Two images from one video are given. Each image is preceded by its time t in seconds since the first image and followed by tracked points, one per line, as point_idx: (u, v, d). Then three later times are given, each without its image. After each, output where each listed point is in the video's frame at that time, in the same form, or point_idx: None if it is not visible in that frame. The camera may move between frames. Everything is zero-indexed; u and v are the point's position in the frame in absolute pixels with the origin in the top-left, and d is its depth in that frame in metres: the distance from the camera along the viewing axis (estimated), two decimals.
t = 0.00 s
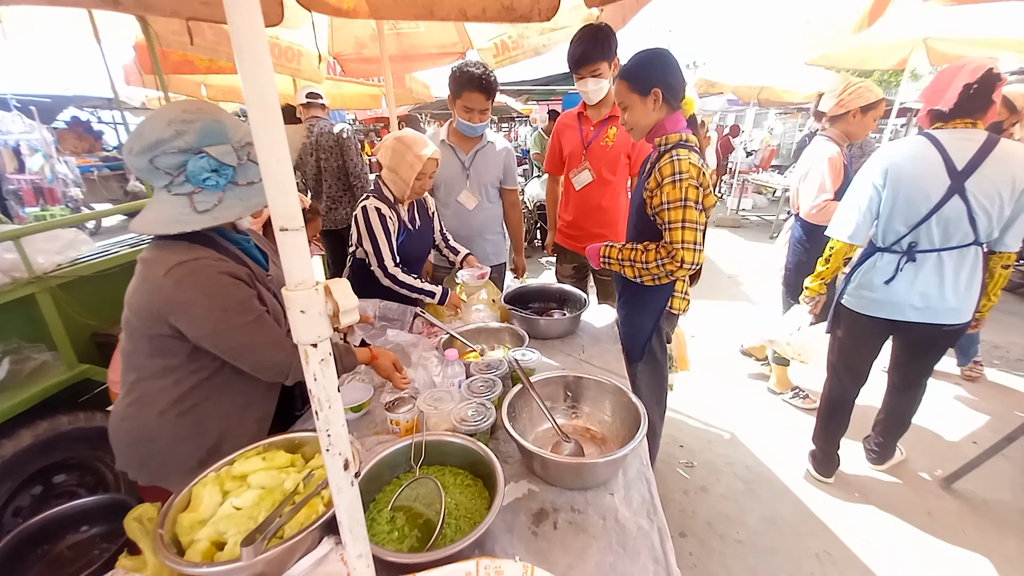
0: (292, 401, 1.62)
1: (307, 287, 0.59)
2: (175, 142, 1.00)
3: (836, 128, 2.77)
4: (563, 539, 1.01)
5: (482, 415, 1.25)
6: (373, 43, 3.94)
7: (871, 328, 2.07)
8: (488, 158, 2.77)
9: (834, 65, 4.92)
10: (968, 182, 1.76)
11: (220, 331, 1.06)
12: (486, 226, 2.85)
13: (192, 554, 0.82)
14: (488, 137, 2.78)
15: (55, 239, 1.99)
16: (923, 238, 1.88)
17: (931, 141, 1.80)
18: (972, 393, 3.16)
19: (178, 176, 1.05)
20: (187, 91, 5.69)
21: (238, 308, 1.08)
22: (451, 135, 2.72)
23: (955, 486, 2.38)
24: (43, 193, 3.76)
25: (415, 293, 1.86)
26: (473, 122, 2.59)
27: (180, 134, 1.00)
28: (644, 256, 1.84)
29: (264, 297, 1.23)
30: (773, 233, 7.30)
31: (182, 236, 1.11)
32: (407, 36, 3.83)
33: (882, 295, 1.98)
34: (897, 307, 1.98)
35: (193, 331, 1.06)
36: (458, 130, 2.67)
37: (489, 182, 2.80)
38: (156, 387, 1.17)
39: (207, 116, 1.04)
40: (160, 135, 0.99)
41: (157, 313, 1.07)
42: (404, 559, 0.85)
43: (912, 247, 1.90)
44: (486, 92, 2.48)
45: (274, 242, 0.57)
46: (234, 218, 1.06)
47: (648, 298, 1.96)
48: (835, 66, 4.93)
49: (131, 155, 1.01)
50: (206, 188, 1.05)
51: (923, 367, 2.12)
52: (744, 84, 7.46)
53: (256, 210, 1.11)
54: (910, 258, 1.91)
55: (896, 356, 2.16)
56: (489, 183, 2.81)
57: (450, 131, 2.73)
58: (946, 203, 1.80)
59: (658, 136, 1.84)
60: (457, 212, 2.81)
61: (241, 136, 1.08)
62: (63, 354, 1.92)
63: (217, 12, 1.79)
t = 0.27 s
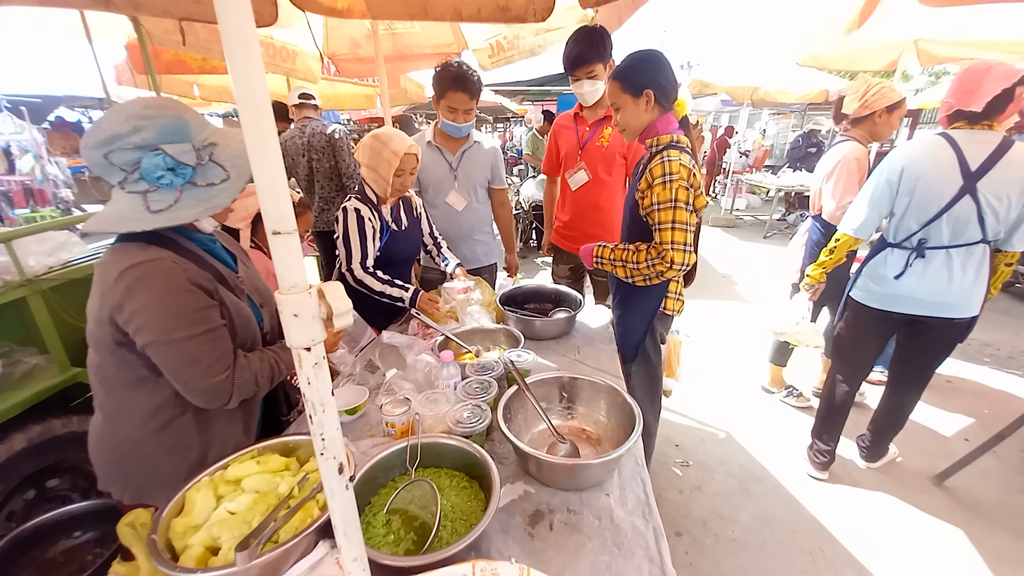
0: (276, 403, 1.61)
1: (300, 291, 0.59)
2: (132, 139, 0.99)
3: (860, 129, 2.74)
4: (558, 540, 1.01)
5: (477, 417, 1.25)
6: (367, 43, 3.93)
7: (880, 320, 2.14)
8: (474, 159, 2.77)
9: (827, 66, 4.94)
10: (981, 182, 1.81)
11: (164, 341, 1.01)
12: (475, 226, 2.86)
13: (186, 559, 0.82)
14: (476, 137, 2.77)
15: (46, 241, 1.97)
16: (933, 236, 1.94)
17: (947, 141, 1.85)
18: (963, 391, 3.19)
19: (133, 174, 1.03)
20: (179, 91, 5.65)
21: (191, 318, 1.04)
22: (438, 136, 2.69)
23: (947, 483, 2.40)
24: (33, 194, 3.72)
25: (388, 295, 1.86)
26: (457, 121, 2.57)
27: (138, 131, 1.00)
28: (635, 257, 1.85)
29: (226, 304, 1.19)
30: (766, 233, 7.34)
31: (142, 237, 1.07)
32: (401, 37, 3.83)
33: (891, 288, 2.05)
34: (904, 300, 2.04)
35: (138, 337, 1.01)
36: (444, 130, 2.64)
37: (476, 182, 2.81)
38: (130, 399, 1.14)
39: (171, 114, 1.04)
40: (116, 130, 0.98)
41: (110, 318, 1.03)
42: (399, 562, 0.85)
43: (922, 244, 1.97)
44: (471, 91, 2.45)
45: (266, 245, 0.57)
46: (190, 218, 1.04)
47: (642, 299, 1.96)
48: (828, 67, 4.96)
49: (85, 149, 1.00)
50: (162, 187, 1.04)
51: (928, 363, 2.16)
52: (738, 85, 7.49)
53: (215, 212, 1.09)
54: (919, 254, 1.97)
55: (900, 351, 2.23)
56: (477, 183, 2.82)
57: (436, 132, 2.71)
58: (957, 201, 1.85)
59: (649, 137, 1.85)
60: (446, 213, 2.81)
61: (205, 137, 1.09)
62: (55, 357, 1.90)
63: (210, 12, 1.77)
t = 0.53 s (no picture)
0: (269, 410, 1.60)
1: (298, 295, 0.59)
2: (115, 140, 0.96)
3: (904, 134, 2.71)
4: (559, 541, 1.01)
5: (478, 419, 1.25)
6: (366, 47, 3.94)
7: (893, 317, 2.20)
8: (460, 161, 2.77)
9: (825, 67, 4.95)
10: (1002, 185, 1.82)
11: (101, 353, 0.98)
12: (464, 228, 2.86)
13: (187, 562, 0.82)
14: (459, 138, 2.77)
15: (46, 245, 1.97)
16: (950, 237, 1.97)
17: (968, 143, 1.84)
18: (964, 392, 3.18)
19: (107, 172, 0.99)
20: (180, 95, 5.67)
21: (133, 335, 1.00)
22: (421, 138, 2.70)
23: (949, 484, 2.39)
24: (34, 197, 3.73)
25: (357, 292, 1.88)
26: (435, 117, 2.56)
27: (124, 133, 0.96)
28: (638, 259, 1.85)
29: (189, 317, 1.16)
30: (767, 234, 7.34)
31: (114, 243, 1.06)
32: (401, 40, 3.85)
33: (908, 287, 2.09)
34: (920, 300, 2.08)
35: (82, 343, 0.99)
36: (425, 129, 2.63)
37: (464, 183, 2.80)
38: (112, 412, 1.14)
39: (163, 122, 1.00)
40: (100, 129, 0.94)
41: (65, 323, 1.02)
42: (400, 564, 0.85)
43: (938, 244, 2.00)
44: (446, 84, 2.49)
45: (265, 250, 0.57)
46: (151, 230, 0.99)
47: (644, 300, 1.96)
48: (826, 68, 4.97)
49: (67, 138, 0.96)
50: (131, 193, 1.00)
51: (939, 362, 2.20)
52: (737, 87, 7.50)
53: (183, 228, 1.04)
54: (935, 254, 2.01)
55: (908, 348, 2.27)
56: (465, 184, 2.81)
57: (419, 135, 2.70)
58: (977, 204, 1.87)
59: (649, 140, 1.85)
60: (436, 215, 2.80)
61: (193, 153, 1.04)
62: (56, 360, 1.90)
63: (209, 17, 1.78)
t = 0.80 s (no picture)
0: (263, 414, 1.59)
1: (295, 296, 0.59)
2: (97, 142, 0.95)
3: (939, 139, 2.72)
4: (557, 543, 1.01)
5: (476, 421, 1.25)
6: (366, 48, 3.94)
7: (897, 319, 2.20)
8: (440, 158, 2.76)
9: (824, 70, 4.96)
10: (1007, 188, 1.85)
11: (105, 361, 0.99)
12: (449, 226, 2.85)
13: (183, 564, 0.81)
14: (439, 135, 2.76)
15: (43, 246, 1.97)
16: (956, 239, 1.99)
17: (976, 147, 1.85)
18: (962, 394, 3.19)
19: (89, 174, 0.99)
20: (179, 96, 5.67)
21: (135, 337, 1.02)
22: (402, 137, 2.69)
23: (947, 485, 2.40)
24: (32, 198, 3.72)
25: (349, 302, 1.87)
26: (415, 116, 2.56)
27: (107, 136, 0.96)
28: (641, 261, 1.85)
29: (183, 319, 1.17)
30: (765, 236, 7.35)
31: (97, 250, 1.05)
32: (400, 42, 3.85)
33: (915, 289, 2.09)
34: (925, 302, 2.08)
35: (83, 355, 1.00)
36: (405, 128, 2.62)
37: (448, 180, 2.80)
38: (99, 416, 1.14)
39: (150, 127, 1.00)
40: (83, 131, 0.94)
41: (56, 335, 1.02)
42: (397, 566, 0.85)
43: (943, 245, 2.02)
44: (425, 83, 2.48)
45: (261, 251, 0.57)
46: (127, 235, 0.99)
47: (645, 302, 1.96)
48: (824, 71, 4.98)
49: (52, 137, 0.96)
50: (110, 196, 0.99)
51: (939, 363, 2.21)
52: (736, 89, 7.51)
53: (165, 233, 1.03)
54: (941, 256, 2.02)
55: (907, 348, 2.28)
56: (448, 181, 2.81)
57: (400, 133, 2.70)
58: (984, 206, 1.88)
59: (651, 142, 1.86)
60: (421, 214, 2.80)
61: (178, 158, 1.04)
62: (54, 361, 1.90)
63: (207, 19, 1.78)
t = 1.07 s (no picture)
0: (265, 414, 1.58)
1: (293, 295, 0.59)
2: (101, 141, 0.95)
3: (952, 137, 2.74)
4: (555, 543, 1.01)
5: (474, 420, 1.25)
6: (364, 47, 3.93)
7: (893, 318, 2.21)
8: (427, 158, 2.76)
9: (823, 70, 4.96)
10: (1002, 187, 1.86)
11: (140, 352, 1.00)
12: (439, 225, 2.87)
13: (180, 564, 0.81)
14: (424, 136, 2.76)
15: (41, 244, 1.96)
16: (952, 237, 2.00)
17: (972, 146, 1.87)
18: (960, 393, 3.19)
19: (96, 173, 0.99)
20: (177, 94, 5.65)
21: (163, 327, 1.02)
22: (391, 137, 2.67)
23: (944, 484, 2.40)
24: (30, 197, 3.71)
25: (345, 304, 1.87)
26: (408, 120, 2.54)
27: (110, 134, 0.96)
28: (642, 261, 1.85)
29: (202, 313, 1.17)
30: (764, 235, 7.36)
31: (107, 246, 1.05)
32: (399, 40, 3.84)
33: (911, 288, 2.09)
34: (920, 301, 2.10)
35: (112, 349, 1.00)
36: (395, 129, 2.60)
37: (435, 180, 2.81)
38: (95, 415, 1.13)
39: (153, 126, 0.99)
40: (88, 129, 0.95)
41: (79, 333, 1.03)
42: (394, 566, 0.84)
43: (938, 244, 2.03)
44: (417, 86, 2.47)
45: (259, 249, 0.57)
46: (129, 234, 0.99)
47: (645, 301, 1.95)
48: (823, 71, 4.97)
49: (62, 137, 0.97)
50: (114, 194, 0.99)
51: (935, 363, 2.23)
52: (736, 88, 7.50)
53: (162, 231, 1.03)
54: (937, 255, 2.03)
55: (904, 350, 2.29)
56: (435, 181, 2.82)
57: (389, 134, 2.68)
58: (979, 205, 1.90)
59: (652, 141, 1.86)
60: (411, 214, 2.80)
61: (181, 155, 1.03)
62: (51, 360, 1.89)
63: (205, 16, 1.77)
